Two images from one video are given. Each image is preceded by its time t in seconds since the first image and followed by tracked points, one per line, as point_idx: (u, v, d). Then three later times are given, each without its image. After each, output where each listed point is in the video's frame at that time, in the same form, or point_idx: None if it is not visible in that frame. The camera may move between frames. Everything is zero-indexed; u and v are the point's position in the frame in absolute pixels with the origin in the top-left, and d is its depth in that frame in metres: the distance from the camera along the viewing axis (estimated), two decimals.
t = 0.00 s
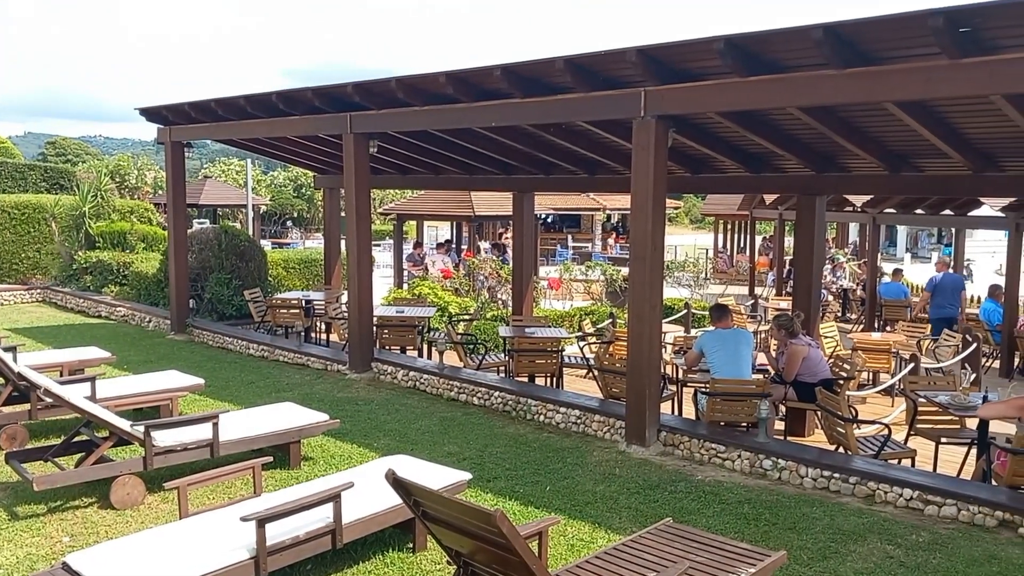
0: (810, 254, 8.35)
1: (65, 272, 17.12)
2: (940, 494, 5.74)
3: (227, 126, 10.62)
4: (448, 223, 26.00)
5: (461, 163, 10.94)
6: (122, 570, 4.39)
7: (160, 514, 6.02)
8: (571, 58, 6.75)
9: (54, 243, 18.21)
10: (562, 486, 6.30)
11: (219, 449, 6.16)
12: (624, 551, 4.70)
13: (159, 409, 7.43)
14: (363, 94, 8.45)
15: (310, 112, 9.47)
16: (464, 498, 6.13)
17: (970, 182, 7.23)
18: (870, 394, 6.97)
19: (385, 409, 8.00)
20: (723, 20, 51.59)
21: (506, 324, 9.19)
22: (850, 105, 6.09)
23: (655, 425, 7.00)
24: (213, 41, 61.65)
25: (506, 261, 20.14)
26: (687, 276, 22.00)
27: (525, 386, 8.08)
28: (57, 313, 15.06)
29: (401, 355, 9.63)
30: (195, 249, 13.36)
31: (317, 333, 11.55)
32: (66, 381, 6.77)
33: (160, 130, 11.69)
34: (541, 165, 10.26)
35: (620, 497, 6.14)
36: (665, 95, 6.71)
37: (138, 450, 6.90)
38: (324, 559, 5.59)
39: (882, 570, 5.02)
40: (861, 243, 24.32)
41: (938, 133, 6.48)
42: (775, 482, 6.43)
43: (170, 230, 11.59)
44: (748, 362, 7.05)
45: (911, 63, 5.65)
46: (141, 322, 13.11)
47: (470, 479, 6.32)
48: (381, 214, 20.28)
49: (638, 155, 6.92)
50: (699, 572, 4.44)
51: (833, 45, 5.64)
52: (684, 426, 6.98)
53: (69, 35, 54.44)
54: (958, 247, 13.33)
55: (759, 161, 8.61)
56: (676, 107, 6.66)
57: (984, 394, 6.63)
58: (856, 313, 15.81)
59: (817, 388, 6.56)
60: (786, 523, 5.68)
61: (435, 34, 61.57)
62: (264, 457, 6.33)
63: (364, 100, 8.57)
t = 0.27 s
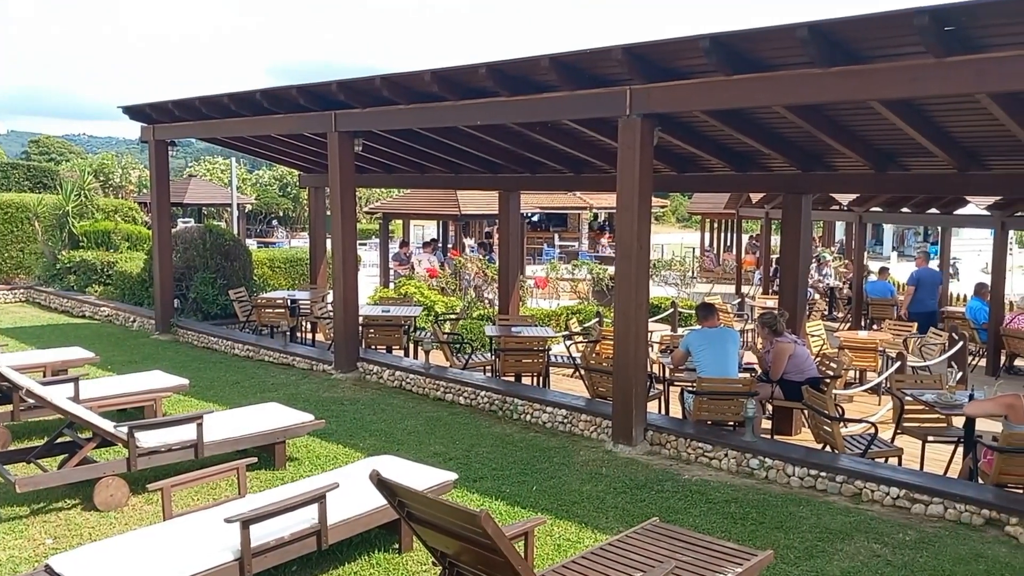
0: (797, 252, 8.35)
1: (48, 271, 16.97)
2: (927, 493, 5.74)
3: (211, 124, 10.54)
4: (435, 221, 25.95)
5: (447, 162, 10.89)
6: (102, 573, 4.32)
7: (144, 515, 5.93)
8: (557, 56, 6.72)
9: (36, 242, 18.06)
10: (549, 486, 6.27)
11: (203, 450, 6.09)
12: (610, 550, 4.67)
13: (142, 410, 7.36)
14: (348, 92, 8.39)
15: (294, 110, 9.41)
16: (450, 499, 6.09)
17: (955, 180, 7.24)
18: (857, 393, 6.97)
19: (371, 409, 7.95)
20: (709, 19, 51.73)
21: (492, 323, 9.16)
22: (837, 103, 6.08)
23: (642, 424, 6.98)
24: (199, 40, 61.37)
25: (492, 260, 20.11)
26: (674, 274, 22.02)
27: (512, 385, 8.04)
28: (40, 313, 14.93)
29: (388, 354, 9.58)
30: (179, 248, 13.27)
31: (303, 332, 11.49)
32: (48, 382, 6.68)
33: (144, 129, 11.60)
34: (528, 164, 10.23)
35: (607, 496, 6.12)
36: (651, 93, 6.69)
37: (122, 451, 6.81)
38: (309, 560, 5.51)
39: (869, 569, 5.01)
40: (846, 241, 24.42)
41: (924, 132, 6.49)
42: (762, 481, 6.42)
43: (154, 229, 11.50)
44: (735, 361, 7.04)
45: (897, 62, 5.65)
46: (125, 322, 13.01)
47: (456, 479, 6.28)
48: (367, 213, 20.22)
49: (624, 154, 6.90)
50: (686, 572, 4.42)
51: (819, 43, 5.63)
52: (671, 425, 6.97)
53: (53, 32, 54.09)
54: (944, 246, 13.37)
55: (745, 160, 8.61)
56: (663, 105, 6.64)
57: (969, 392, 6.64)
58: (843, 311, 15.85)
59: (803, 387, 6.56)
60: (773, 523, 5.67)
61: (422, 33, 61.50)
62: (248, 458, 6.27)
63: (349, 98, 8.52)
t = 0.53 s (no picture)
0: (784, 250, 8.34)
1: (30, 271, 16.83)
2: (913, 491, 5.75)
3: (194, 122, 10.47)
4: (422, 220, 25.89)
5: (434, 160, 10.85)
6: None
7: (127, 517, 5.86)
8: (542, 54, 6.69)
9: (18, 241, 17.90)
10: (535, 486, 6.25)
11: (187, 451, 6.03)
12: (595, 550, 4.65)
13: (125, 411, 7.29)
14: (332, 90, 8.34)
15: (278, 108, 9.36)
16: (435, 499, 6.06)
17: (941, 178, 7.25)
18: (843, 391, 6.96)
19: (357, 409, 7.91)
20: (697, 17, 51.81)
21: (479, 322, 9.13)
22: (822, 100, 6.07)
23: (629, 423, 6.97)
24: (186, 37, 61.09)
25: (480, 259, 20.08)
26: (661, 273, 22.03)
27: (498, 384, 8.02)
28: (22, 314, 14.80)
29: (374, 354, 9.54)
30: (163, 248, 13.19)
31: (289, 332, 11.44)
32: (29, 383, 6.61)
33: (127, 127, 11.51)
34: (514, 162, 10.21)
35: (593, 496, 6.09)
36: (637, 91, 6.68)
37: (104, 453, 6.75)
38: (293, 562, 5.46)
39: (855, 568, 5.00)
40: (833, 240, 24.50)
41: (910, 130, 6.49)
42: (748, 480, 6.40)
43: (138, 229, 11.42)
44: (722, 359, 7.03)
45: (882, 59, 5.65)
46: (109, 322, 12.92)
47: (442, 479, 6.24)
48: (353, 212, 20.14)
49: (610, 152, 6.88)
50: (672, 572, 4.40)
51: (804, 41, 5.62)
52: (658, 424, 6.95)
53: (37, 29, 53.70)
54: (931, 244, 13.41)
55: (732, 158, 8.60)
56: (648, 103, 6.63)
57: (955, 389, 6.64)
58: (830, 309, 15.89)
59: (790, 385, 6.55)
60: (759, 522, 5.66)
61: (411, 32, 61.38)
62: (232, 459, 6.21)
63: (333, 96, 8.47)
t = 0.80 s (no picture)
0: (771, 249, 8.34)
1: (12, 272, 16.69)
2: (898, 489, 5.75)
3: (178, 121, 10.39)
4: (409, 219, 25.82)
5: (420, 159, 10.81)
6: None
7: (109, 520, 5.79)
8: (527, 51, 6.65)
9: None
10: (521, 486, 6.22)
11: (170, 452, 5.97)
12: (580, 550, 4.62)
13: (108, 412, 7.22)
14: (316, 87, 8.29)
15: (262, 106, 9.30)
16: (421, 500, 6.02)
17: (926, 176, 7.26)
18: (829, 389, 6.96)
19: (342, 410, 7.86)
20: (685, 15, 51.90)
21: (466, 321, 9.09)
22: (807, 98, 6.06)
23: (615, 422, 6.95)
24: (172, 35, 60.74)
25: (466, 257, 20.04)
26: (649, 271, 22.04)
27: (485, 384, 7.99)
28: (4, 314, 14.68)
29: (360, 354, 9.50)
30: (146, 247, 13.10)
31: (274, 332, 11.38)
32: (10, 385, 6.54)
33: (110, 126, 11.42)
34: (501, 161, 10.18)
35: (579, 496, 6.07)
36: (623, 88, 6.65)
37: (86, 454, 6.68)
38: (276, 564, 5.41)
39: (841, 566, 4.99)
40: (820, 238, 24.60)
41: (895, 127, 6.49)
42: (734, 478, 6.39)
43: (122, 228, 11.34)
44: (708, 358, 7.02)
45: (866, 57, 5.64)
46: (93, 322, 12.82)
47: (427, 479, 6.21)
48: (340, 211, 20.07)
49: (595, 150, 6.85)
50: (656, 571, 4.38)
51: (789, 39, 5.60)
52: (644, 423, 6.93)
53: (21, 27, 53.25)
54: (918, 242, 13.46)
55: (718, 156, 8.59)
56: (633, 101, 6.61)
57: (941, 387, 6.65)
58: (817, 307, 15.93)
59: (776, 383, 6.54)
60: (745, 520, 5.64)
61: (399, 30, 61.21)
62: (216, 460, 6.16)
63: (317, 94, 8.41)
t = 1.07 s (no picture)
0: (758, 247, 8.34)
1: None
2: (884, 486, 5.74)
3: (162, 119, 10.31)
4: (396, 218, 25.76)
5: (407, 157, 10.77)
6: None
7: (91, 522, 5.73)
8: (512, 49, 6.61)
9: None
10: (507, 486, 6.18)
11: (153, 454, 5.90)
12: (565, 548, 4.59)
13: (90, 413, 7.15)
14: (300, 85, 8.23)
15: (246, 104, 9.23)
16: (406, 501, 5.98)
17: (912, 173, 7.27)
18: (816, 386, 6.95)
19: (328, 410, 7.82)
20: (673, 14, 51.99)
21: (452, 321, 9.05)
22: (793, 95, 6.05)
23: (602, 421, 6.93)
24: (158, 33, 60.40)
25: (453, 256, 20.00)
26: (636, 270, 22.05)
27: (472, 383, 7.96)
28: None
29: (345, 353, 9.46)
30: (130, 247, 13.01)
31: (259, 332, 11.32)
32: None
33: (93, 125, 11.32)
34: (488, 159, 10.14)
35: (565, 495, 6.04)
36: (609, 86, 6.63)
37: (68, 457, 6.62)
38: (260, 566, 5.35)
39: (827, 564, 4.98)
40: (806, 236, 24.69)
41: (881, 125, 6.49)
42: (721, 476, 6.38)
43: (105, 228, 11.24)
44: (695, 356, 7.01)
45: (852, 54, 5.63)
46: (76, 323, 12.72)
47: (413, 480, 6.17)
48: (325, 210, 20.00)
49: (581, 148, 6.82)
50: (642, 570, 4.35)
51: (775, 36, 5.58)
52: (631, 422, 6.91)
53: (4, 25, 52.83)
54: (904, 239, 13.50)
55: (704, 154, 8.58)
56: (619, 99, 6.58)
57: (927, 384, 6.65)
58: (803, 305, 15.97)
59: (762, 381, 6.54)
60: (731, 519, 5.62)
61: (387, 28, 61.08)
62: (199, 462, 6.10)
63: (302, 92, 8.36)
